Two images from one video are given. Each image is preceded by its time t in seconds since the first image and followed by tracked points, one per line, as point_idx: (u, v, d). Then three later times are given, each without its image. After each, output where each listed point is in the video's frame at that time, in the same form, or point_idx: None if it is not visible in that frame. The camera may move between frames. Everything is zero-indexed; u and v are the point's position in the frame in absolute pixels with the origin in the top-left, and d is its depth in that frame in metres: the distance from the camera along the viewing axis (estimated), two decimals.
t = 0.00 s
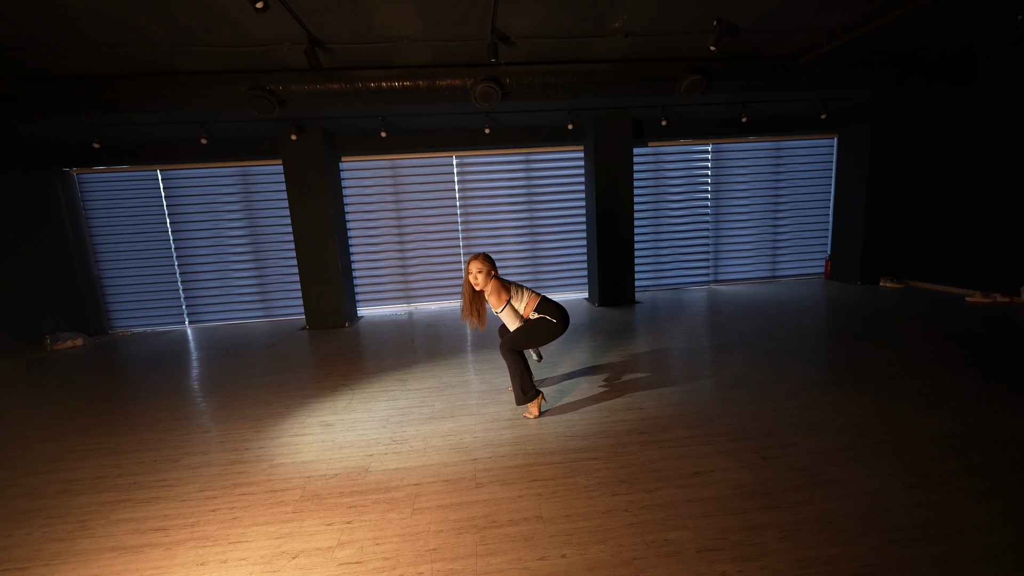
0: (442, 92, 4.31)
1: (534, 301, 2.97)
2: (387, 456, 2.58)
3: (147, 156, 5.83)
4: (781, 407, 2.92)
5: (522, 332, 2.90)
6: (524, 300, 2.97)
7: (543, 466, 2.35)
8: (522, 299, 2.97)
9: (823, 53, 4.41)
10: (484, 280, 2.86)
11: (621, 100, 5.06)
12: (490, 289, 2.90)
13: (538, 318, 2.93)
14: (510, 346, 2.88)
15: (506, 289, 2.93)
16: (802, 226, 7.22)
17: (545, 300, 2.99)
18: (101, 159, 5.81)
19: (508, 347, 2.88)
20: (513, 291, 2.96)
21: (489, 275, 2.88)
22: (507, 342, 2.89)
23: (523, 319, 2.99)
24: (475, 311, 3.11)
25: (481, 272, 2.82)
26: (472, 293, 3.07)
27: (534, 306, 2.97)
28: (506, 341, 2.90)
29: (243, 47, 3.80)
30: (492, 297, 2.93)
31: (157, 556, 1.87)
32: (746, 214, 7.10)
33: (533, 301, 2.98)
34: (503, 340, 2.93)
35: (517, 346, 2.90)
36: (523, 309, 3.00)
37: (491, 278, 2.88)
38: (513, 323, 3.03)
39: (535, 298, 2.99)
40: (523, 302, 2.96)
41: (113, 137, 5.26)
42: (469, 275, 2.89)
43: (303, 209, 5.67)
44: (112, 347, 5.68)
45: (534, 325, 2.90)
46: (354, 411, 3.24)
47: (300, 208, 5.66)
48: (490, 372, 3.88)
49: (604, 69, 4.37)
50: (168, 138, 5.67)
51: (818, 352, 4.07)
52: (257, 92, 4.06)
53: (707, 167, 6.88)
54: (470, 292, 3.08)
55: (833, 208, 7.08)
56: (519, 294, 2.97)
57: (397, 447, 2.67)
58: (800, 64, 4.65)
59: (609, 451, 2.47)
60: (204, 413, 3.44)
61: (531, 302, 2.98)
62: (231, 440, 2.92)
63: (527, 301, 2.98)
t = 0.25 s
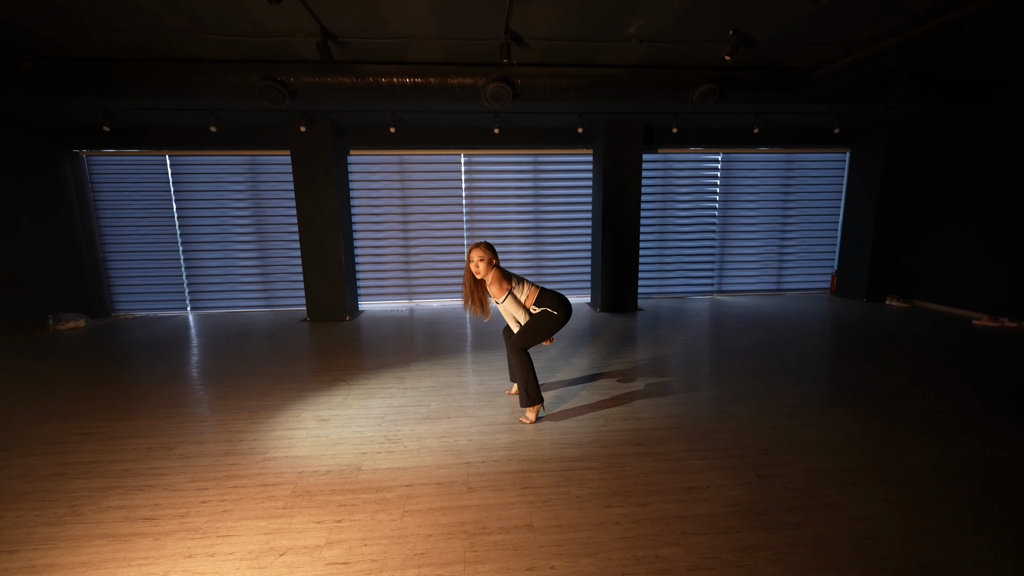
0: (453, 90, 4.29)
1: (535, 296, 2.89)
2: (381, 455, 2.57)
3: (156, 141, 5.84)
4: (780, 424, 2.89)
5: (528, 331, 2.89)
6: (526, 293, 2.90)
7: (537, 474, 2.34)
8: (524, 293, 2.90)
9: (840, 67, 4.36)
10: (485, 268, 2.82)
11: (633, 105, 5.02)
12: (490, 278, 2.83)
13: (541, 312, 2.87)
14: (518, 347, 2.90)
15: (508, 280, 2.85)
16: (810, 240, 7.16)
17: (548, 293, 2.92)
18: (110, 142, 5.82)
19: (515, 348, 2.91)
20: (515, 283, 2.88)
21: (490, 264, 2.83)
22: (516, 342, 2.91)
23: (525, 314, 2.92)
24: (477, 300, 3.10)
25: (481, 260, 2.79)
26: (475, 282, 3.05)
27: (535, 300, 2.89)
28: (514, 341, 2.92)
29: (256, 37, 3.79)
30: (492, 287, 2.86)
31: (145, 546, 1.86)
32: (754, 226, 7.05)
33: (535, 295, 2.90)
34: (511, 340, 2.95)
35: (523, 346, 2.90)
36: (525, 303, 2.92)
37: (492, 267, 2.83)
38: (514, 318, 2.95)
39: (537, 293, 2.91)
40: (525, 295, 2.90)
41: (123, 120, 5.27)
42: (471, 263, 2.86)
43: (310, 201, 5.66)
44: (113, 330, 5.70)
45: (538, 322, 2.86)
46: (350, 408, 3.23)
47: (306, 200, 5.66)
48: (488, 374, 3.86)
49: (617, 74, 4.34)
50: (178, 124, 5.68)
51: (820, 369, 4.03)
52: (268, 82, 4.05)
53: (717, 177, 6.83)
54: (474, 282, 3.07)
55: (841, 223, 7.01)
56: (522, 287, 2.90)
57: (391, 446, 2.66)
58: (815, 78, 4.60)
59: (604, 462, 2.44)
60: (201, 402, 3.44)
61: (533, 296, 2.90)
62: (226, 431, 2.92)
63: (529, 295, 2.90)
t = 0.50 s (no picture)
0: (462, 88, 4.24)
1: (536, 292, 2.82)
2: (371, 456, 2.52)
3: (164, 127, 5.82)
4: (780, 443, 2.82)
5: (519, 337, 2.79)
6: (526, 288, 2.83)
7: (529, 484, 2.28)
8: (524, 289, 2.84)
9: (856, 80, 4.28)
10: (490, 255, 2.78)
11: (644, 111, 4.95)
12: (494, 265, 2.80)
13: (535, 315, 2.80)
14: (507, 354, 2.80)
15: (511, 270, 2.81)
16: (817, 254, 7.07)
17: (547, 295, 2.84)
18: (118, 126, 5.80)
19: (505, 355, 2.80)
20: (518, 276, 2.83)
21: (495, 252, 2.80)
22: (505, 348, 2.80)
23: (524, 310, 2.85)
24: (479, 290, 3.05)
25: (485, 247, 2.75)
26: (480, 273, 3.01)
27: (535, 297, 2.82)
28: (503, 347, 2.82)
29: (265, 27, 3.75)
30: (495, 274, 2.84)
31: (125, 541, 1.82)
32: (761, 237, 6.97)
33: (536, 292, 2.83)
34: (500, 346, 2.85)
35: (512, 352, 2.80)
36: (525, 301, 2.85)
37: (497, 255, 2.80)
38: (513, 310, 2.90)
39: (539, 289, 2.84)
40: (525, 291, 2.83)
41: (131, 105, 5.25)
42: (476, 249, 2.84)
43: (314, 193, 5.63)
44: (112, 315, 5.69)
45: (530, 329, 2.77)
46: (343, 406, 3.19)
47: (310, 192, 5.62)
48: (484, 377, 3.81)
49: (629, 78, 4.27)
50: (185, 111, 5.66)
51: (823, 387, 3.95)
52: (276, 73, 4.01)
53: (725, 186, 6.75)
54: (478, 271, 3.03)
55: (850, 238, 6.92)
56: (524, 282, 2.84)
57: (382, 448, 2.61)
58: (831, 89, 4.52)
59: (598, 475, 2.39)
60: (194, 393, 3.40)
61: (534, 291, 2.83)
62: (216, 424, 2.88)
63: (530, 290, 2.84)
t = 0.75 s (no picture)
0: (471, 88, 4.19)
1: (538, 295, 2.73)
2: (358, 460, 2.46)
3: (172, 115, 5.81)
4: (780, 466, 2.73)
5: (502, 346, 2.71)
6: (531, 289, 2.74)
7: (518, 498, 2.21)
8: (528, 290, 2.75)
9: (873, 96, 4.19)
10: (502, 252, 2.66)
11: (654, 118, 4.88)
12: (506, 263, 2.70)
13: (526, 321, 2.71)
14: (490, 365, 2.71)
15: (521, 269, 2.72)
16: (824, 270, 6.97)
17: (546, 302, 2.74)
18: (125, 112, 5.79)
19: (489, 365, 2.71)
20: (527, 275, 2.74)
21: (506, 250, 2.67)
22: (489, 359, 2.71)
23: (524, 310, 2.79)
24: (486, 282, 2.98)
25: (496, 245, 2.63)
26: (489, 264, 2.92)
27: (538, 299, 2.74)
28: (486, 359, 2.72)
29: (274, 18, 3.71)
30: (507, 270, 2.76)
31: (98, 539, 1.76)
32: (768, 251, 6.87)
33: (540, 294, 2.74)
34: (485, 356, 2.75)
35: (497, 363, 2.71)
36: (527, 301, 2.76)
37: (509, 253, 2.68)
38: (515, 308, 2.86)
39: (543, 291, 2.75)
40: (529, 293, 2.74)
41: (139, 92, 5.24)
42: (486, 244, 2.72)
43: (318, 187, 5.59)
44: (111, 301, 5.67)
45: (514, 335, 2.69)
46: (334, 405, 3.13)
47: (314, 186, 5.58)
48: (480, 382, 3.74)
49: (641, 84, 4.20)
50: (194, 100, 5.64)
51: (826, 408, 3.86)
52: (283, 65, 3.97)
53: (734, 198, 6.66)
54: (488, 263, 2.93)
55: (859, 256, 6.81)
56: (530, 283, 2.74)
57: (370, 452, 2.55)
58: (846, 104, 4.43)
59: (590, 491, 2.31)
60: (185, 385, 3.36)
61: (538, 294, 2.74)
62: (204, 419, 2.83)
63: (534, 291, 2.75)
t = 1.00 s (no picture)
0: (482, 91, 4.11)
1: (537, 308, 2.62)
2: (344, 471, 2.34)
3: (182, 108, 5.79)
4: (789, 498, 2.58)
5: (491, 360, 2.58)
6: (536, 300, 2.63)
7: (510, 520, 2.08)
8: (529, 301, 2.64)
9: (895, 114, 4.06)
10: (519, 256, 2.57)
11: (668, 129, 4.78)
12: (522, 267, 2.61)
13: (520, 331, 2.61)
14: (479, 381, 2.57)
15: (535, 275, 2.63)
16: (836, 292, 6.80)
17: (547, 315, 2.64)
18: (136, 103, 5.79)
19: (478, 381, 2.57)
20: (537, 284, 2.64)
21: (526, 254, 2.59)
22: (478, 376, 2.57)
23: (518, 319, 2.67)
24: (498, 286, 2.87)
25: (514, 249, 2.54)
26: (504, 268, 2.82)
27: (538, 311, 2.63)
28: (474, 375, 2.58)
29: (286, 12, 3.66)
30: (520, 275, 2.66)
31: (59, 546, 1.65)
32: (779, 269, 6.72)
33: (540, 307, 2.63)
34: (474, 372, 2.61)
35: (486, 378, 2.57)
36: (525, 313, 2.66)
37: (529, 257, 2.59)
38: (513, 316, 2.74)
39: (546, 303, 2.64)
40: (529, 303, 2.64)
41: (150, 83, 5.22)
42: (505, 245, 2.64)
43: (324, 186, 5.52)
44: (110, 291, 5.62)
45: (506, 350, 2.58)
46: (325, 410, 3.02)
47: (320, 184, 5.52)
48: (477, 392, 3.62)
49: (656, 94, 4.11)
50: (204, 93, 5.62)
51: (836, 436, 3.69)
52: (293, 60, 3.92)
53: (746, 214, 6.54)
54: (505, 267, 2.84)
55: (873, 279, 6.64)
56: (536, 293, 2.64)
57: (357, 462, 2.43)
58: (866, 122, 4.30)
59: (587, 516, 2.18)
60: (174, 381, 3.26)
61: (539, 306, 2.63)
62: (188, 418, 2.72)
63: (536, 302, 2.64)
